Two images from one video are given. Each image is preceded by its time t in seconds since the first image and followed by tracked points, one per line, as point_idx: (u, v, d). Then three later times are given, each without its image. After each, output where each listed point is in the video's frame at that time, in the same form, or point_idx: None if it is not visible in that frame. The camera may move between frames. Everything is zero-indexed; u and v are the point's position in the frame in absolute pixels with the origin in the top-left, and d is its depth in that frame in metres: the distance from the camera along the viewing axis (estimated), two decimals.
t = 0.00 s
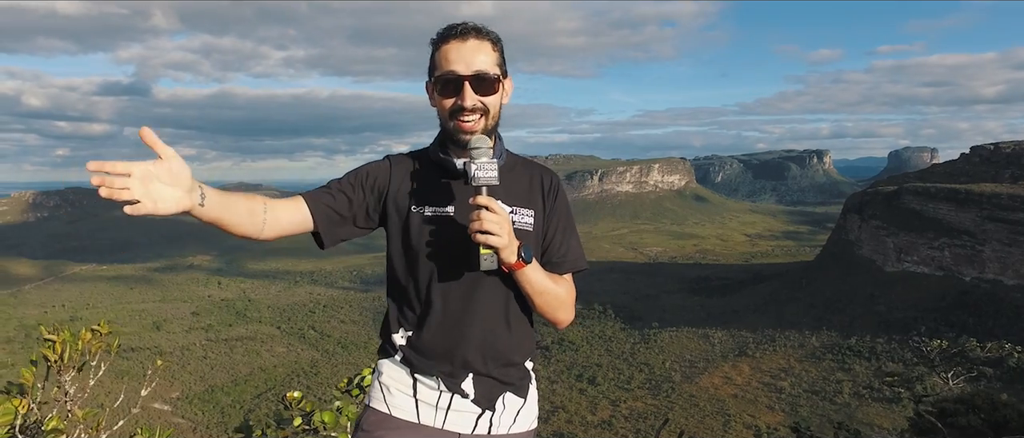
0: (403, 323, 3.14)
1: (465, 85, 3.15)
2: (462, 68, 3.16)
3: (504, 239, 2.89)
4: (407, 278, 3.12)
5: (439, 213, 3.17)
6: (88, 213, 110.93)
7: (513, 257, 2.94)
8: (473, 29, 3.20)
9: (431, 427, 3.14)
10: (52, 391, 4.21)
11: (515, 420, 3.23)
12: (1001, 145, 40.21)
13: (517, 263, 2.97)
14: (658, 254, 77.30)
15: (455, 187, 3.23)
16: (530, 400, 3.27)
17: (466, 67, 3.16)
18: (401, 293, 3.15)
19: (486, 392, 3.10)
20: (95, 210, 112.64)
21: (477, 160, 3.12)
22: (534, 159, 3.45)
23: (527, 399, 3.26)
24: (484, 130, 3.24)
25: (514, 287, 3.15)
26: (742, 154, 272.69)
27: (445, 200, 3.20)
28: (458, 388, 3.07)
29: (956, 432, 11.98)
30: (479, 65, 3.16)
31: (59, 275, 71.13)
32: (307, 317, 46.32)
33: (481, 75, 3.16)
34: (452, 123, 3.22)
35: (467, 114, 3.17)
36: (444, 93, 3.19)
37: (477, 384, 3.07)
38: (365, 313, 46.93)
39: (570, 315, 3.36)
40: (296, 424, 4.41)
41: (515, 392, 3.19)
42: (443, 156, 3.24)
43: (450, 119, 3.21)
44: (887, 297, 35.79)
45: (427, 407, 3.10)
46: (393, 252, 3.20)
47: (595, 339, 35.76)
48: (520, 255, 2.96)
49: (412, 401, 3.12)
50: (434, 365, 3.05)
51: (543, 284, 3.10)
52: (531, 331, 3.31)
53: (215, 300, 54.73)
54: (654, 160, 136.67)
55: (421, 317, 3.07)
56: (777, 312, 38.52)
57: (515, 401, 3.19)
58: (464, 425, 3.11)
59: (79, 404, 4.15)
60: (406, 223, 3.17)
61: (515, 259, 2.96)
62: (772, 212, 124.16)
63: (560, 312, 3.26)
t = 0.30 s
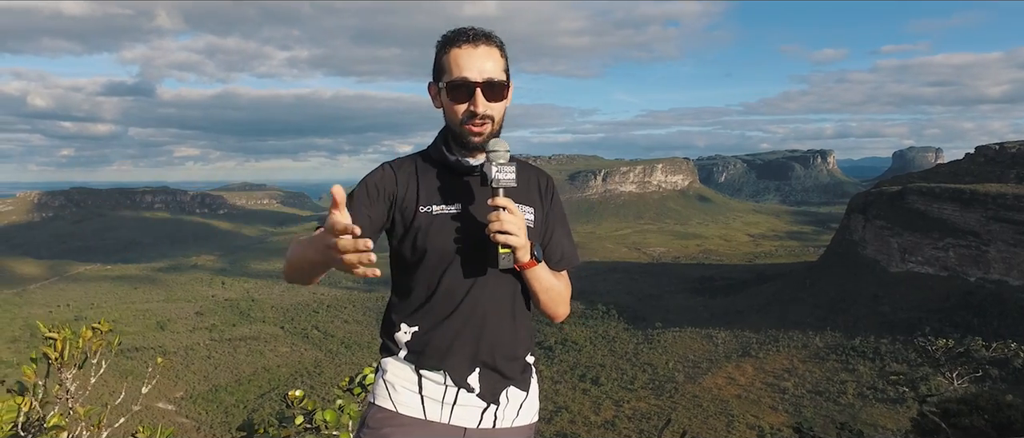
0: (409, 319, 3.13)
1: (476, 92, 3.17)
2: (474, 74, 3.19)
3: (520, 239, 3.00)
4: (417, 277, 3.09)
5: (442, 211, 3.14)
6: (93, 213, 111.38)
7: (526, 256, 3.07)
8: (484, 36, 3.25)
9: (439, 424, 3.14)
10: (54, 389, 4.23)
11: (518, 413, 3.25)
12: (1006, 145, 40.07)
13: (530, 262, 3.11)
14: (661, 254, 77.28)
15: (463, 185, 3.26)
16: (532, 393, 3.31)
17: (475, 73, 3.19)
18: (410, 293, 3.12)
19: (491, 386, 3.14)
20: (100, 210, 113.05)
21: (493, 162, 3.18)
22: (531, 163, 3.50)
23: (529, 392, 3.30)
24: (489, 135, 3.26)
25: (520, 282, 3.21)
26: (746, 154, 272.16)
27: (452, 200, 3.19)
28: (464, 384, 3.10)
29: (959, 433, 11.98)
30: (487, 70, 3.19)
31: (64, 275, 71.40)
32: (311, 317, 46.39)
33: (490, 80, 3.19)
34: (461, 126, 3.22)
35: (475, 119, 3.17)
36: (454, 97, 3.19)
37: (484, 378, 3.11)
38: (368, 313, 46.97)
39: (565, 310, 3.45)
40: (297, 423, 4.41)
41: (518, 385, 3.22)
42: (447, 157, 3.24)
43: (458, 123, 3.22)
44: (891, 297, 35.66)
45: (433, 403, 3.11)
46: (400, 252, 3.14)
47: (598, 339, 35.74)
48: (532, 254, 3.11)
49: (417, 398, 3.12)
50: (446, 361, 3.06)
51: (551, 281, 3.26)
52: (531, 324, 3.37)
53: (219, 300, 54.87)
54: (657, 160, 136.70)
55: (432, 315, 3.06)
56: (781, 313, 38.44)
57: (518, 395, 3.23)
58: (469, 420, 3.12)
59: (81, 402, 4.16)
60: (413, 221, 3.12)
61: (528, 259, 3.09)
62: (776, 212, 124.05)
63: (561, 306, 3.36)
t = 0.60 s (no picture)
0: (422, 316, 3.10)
1: (468, 82, 3.17)
2: (466, 66, 3.19)
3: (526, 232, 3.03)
4: (428, 276, 3.08)
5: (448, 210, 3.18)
6: (95, 213, 111.54)
7: (530, 250, 3.17)
8: (473, 30, 3.26)
9: (452, 421, 3.11)
10: (55, 389, 4.21)
11: (527, 407, 3.27)
12: (1009, 145, 39.98)
13: (532, 254, 3.19)
14: (662, 254, 77.29)
15: (464, 181, 3.27)
16: (540, 388, 3.34)
17: (467, 65, 3.18)
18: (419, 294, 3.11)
19: (503, 382, 3.14)
20: (102, 211, 113.23)
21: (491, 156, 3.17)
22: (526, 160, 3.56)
23: (537, 387, 3.33)
24: (485, 126, 3.26)
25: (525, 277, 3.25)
26: (748, 154, 272.09)
27: (453, 199, 3.22)
28: (478, 379, 3.10)
29: (960, 433, 12.02)
30: (480, 61, 3.19)
31: (66, 275, 71.50)
32: (312, 317, 46.41)
33: (482, 72, 3.19)
34: (456, 119, 3.22)
35: (469, 110, 3.18)
36: (448, 90, 3.19)
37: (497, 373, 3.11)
38: (370, 313, 47.01)
39: (566, 304, 3.54)
40: (298, 423, 4.43)
41: (527, 380, 3.24)
42: (449, 153, 3.24)
43: (454, 117, 3.22)
44: (893, 298, 35.57)
45: (447, 402, 3.09)
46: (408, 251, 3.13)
47: (600, 339, 35.69)
48: (535, 247, 3.19)
49: (431, 397, 3.09)
50: (461, 357, 3.06)
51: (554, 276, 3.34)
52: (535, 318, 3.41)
53: (220, 300, 54.92)
54: (659, 160, 136.70)
55: (445, 312, 3.06)
56: (783, 313, 38.41)
57: (527, 390, 3.25)
58: (483, 416, 3.12)
59: (83, 402, 4.15)
60: (417, 223, 3.15)
61: (531, 251, 3.18)
62: (777, 212, 123.99)
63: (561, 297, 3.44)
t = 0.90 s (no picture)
0: (419, 319, 3.16)
1: (471, 83, 3.15)
2: (470, 67, 3.17)
3: (514, 236, 2.87)
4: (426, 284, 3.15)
5: (450, 215, 3.19)
6: (96, 213, 111.67)
7: (524, 251, 2.95)
8: (477, 30, 3.23)
9: (447, 421, 3.13)
10: (55, 390, 4.21)
11: (528, 411, 3.20)
12: (1010, 144, 39.89)
13: (529, 257, 3.00)
14: (663, 254, 77.30)
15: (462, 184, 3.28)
16: (543, 392, 3.27)
17: (472, 65, 3.16)
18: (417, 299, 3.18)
19: (501, 386, 3.12)
20: (103, 211, 113.35)
21: (482, 158, 3.11)
22: (539, 159, 3.50)
23: (540, 391, 3.26)
24: (487, 127, 3.24)
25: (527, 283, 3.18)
26: (749, 154, 271.92)
27: (454, 202, 3.23)
28: (474, 382, 3.10)
29: (962, 433, 12.03)
30: (484, 63, 3.16)
31: (67, 275, 71.57)
32: (313, 317, 46.42)
33: (486, 73, 3.16)
34: (459, 120, 3.23)
35: (472, 110, 3.18)
36: (451, 91, 3.20)
37: (494, 374, 3.10)
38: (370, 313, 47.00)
39: (579, 308, 3.38)
40: (299, 424, 4.43)
41: (528, 384, 3.20)
42: (451, 156, 3.29)
43: (458, 117, 3.24)
44: (894, 298, 35.53)
45: (442, 401, 3.11)
46: (411, 251, 3.23)
47: (600, 339, 35.68)
48: (531, 249, 2.99)
49: (427, 396, 3.13)
50: (457, 360, 3.08)
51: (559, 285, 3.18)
52: (544, 325, 3.34)
53: (221, 300, 54.98)
54: (659, 160, 136.71)
55: (445, 315, 3.08)
56: (784, 313, 38.39)
57: (527, 395, 3.20)
58: (479, 419, 3.11)
59: (82, 403, 4.15)
60: (412, 224, 3.20)
61: (527, 254, 2.98)
62: (778, 212, 124.02)
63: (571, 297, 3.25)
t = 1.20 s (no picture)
0: (413, 317, 3.17)
1: (464, 80, 3.14)
2: (464, 63, 3.15)
3: (496, 228, 2.81)
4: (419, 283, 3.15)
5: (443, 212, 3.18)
6: (96, 214, 111.61)
7: (510, 246, 2.87)
8: (471, 27, 3.21)
9: (437, 421, 3.12)
10: (52, 389, 4.20)
11: (521, 414, 3.16)
12: (1010, 144, 39.89)
13: (515, 252, 2.91)
14: (663, 254, 77.29)
15: (451, 181, 3.27)
16: (538, 395, 3.23)
17: (466, 62, 3.15)
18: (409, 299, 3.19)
19: (495, 386, 3.09)
20: (103, 211, 113.30)
21: (470, 155, 3.10)
22: (537, 157, 3.47)
23: (534, 394, 3.21)
24: (483, 124, 3.23)
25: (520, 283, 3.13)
26: (749, 154, 271.77)
27: (446, 200, 3.21)
28: (464, 382, 3.08)
29: (963, 433, 12.03)
30: (478, 59, 3.15)
31: (68, 275, 71.56)
32: (313, 317, 46.40)
33: (480, 70, 3.15)
34: (453, 118, 3.22)
35: (466, 107, 3.16)
36: (446, 88, 3.19)
37: (486, 375, 3.08)
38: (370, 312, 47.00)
39: (577, 311, 3.30)
40: (298, 423, 4.40)
41: (523, 387, 3.16)
42: (445, 153, 3.29)
43: (450, 115, 3.23)
44: (894, 298, 35.49)
45: (432, 401, 3.11)
46: (407, 248, 3.25)
47: (600, 339, 35.66)
48: (516, 244, 2.91)
49: (419, 394, 3.13)
50: (447, 359, 3.08)
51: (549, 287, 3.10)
52: (541, 326, 3.29)
53: (221, 300, 54.99)
54: (660, 160, 136.72)
55: (436, 313, 3.10)
56: (784, 313, 38.36)
57: (521, 397, 3.15)
58: (470, 419, 3.09)
59: (79, 401, 4.14)
60: (406, 222, 3.22)
61: (512, 249, 2.89)
62: (778, 212, 124.07)
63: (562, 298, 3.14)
